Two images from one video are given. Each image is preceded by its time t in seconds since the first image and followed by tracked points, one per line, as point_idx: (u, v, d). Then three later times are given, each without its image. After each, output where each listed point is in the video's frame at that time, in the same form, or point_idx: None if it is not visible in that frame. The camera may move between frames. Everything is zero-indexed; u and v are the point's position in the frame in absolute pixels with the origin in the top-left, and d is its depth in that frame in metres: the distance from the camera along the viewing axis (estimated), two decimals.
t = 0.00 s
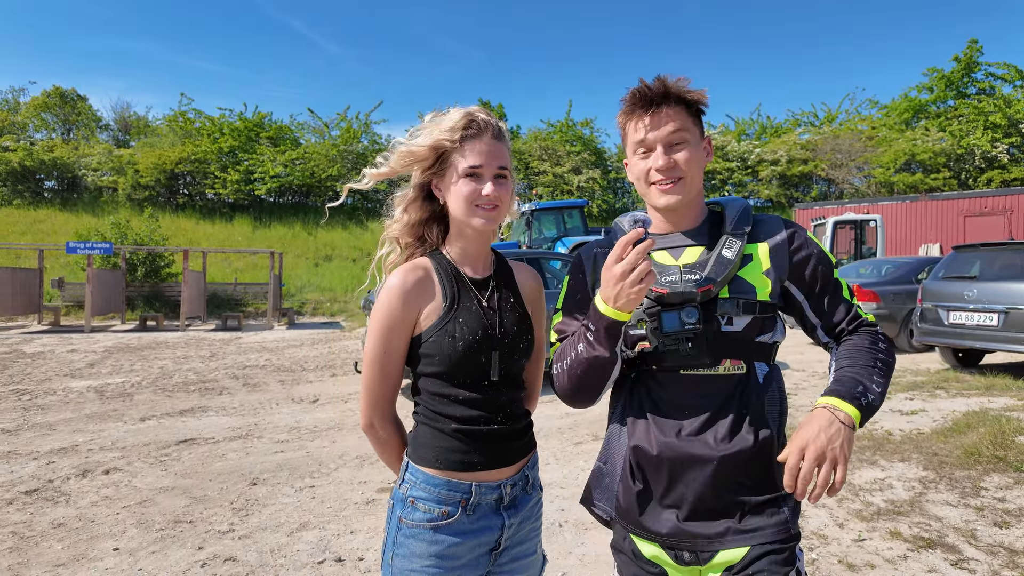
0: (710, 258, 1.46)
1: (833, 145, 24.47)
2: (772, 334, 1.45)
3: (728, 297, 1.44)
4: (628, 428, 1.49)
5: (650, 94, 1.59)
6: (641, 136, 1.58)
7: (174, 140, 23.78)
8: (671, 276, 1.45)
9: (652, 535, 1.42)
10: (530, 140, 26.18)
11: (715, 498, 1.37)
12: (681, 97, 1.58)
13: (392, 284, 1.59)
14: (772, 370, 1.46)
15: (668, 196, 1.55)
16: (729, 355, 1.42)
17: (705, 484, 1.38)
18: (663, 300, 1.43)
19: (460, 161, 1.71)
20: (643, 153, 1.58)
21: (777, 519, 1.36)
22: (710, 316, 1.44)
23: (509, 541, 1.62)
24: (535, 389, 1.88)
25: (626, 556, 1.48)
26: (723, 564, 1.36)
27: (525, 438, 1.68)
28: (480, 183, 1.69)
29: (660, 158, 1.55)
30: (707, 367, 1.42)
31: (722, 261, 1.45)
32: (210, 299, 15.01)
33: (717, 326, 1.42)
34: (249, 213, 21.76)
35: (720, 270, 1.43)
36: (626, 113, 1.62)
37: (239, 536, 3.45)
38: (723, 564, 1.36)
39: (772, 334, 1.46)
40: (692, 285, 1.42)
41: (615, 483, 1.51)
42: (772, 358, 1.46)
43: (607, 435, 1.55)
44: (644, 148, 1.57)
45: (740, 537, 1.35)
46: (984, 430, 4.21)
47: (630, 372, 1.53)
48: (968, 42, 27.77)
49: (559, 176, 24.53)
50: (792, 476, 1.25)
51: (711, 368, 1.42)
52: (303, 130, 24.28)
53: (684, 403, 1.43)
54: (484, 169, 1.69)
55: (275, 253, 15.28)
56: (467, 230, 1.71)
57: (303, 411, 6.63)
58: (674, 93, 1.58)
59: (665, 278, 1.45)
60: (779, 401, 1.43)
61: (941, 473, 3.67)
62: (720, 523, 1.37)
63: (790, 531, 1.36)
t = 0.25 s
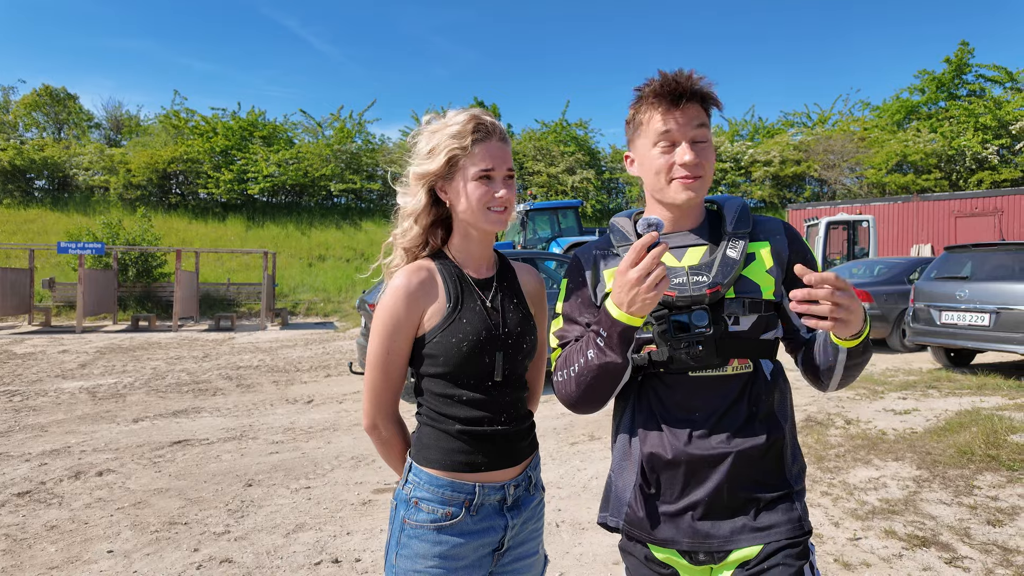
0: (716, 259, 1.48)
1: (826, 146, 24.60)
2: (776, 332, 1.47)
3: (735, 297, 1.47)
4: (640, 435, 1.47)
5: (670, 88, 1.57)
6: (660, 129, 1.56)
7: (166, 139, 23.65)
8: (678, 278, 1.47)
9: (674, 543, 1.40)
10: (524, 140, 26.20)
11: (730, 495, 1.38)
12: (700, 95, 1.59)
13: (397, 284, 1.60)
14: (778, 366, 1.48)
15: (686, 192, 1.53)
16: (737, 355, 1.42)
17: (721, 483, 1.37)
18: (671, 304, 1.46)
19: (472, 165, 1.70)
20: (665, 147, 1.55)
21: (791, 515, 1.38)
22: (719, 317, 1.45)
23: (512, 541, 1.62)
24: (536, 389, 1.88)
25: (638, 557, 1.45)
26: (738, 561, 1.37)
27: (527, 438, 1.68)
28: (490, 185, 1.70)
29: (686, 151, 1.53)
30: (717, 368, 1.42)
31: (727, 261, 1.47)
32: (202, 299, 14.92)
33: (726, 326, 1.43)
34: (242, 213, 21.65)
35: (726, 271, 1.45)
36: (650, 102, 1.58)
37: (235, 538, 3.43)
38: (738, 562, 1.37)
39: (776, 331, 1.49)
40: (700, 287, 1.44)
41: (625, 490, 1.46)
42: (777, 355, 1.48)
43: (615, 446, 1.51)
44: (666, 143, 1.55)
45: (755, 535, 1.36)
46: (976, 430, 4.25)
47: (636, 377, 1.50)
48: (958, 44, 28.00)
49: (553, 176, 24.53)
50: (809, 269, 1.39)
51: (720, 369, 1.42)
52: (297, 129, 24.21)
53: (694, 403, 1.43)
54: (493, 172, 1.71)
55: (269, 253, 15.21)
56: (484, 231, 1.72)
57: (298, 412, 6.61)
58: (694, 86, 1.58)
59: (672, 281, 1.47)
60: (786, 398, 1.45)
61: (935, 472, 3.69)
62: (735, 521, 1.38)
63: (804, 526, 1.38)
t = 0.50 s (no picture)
0: (718, 258, 1.48)
1: (812, 147, 24.85)
2: (777, 330, 1.48)
3: (737, 296, 1.47)
4: (643, 443, 1.46)
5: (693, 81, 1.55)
6: (686, 122, 1.52)
7: (152, 137, 23.39)
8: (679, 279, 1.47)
9: (680, 547, 1.41)
10: (514, 140, 26.23)
11: (737, 499, 1.38)
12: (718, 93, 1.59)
13: (394, 283, 1.60)
14: (778, 365, 1.50)
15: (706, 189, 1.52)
16: (740, 353, 1.43)
17: (728, 488, 1.38)
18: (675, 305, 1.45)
19: (473, 168, 1.69)
20: (689, 142, 1.51)
21: (795, 520, 1.40)
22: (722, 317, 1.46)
23: (509, 540, 1.62)
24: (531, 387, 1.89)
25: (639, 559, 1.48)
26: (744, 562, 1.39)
27: (524, 438, 1.68)
28: (494, 187, 1.71)
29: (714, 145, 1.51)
30: (723, 367, 1.42)
31: (729, 260, 1.47)
32: (188, 299, 14.77)
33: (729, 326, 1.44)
34: (230, 213, 21.48)
35: (728, 271, 1.45)
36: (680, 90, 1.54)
37: (223, 540, 3.40)
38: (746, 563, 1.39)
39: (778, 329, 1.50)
40: (704, 287, 1.44)
41: (630, 495, 1.47)
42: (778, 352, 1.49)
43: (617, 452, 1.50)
44: (691, 138, 1.52)
45: (761, 539, 1.38)
46: (961, 427, 4.31)
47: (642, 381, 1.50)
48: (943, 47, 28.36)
49: (543, 176, 24.55)
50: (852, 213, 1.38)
51: (724, 368, 1.43)
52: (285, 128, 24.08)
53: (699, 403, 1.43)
54: (495, 173, 1.72)
55: (256, 252, 15.10)
56: (486, 232, 1.73)
57: (287, 413, 6.56)
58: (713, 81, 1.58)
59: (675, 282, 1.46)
60: (789, 397, 1.47)
61: (921, 469, 3.74)
62: (741, 524, 1.39)
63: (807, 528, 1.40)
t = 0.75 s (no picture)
0: (725, 253, 1.51)
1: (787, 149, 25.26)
2: (779, 330, 1.52)
3: (743, 291, 1.49)
4: (643, 438, 1.49)
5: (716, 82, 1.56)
6: (701, 120, 1.52)
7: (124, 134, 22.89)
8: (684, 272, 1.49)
9: (676, 550, 1.43)
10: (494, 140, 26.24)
11: (736, 504, 1.41)
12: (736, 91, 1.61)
13: (380, 283, 1.59)
14: (778, 366, 1.52)
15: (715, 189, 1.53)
16: (743, 352, 1.46)
17: (727, 492, 1.40)
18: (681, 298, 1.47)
19: (460, 169, 1.69)
20: (703, 141, 1.53)
21: (793, 529, 1.42)
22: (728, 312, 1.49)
23: (495, 540, 1.63)
24: (517, 387, 1.90)
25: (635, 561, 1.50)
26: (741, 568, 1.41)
27: (511, 438, 1.69)
28: (480, 188, 1.72)
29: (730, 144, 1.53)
30: (726, 365, 1.45)
31: (736, 255, 1.50)
32: (162, 299, 14.48)
33: (734, 322, 1.47)
34: (205, 212, 21.11)
35: (736, 265, 1.48)
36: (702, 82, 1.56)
37: (201, 544, 3.35)
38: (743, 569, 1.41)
39: (779, 330, 1.54)
40: (712, 281, 1.47)
41: (631, 492, 1.50)
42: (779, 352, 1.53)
43: (621, 442, 1.53)
44: (706, 136, 1.53)
45: (758, 547, 1.40)
46: (932, 424, 4.42)
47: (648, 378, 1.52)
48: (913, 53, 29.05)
49: (523, 176, 24.58)
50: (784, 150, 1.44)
51: (728, 366, 1.45)
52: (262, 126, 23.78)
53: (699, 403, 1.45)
54: (481, 174, 1.72)
55: (233, 252, 14.87)
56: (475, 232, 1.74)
57: (265, 414, 6.48)
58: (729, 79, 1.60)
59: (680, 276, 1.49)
60: (788, 398, 1.50)
61: (895, 465, 3.83)
62: (740, 530, 1.41)
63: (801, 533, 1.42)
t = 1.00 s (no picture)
0: (716, 250, 1.52)
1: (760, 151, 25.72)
2: (771, 329, 1.54)
3: (732, 290, 1.51)
4: (631, 432, 1.52)
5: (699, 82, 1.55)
6: (683, 124, 1.54)
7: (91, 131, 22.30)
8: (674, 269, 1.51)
9: (661, 545, 1.48)
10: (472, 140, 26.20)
11: (721, 503, 1.44)
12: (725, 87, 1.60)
13: (362, 283, 1.59)
14: (771, 365, 1.54)
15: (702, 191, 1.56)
16: (732, 352, 1.49)
17: (711, 488, 1.44)
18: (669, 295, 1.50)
19: (441, 170, 1.69)
20: (685, 145, 1.55)
21: (778, 529, 1.44)
22: (717, 311, 1.50)
23: (477, 539, 1.64)
24: (500, 387, 1.91)
25: (623, 556, 1.54)
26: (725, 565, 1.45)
27: (493, 436, 1.70)
28: (460, 189, 1.72)
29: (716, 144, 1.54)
30: (713, 364, 1.48)
31: (727, 253, 1.51)
32: (131, 299, 14.14)
33: (723, 321, 1.49)
34: (176, 210, 20.68)
35: (726, 262, 1.50)
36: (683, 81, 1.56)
37: (176, 548, 3.29)
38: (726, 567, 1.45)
39: (771, 329, 1.55)
40: (700, 278, 1.49)
41: (617, 487, 1.54)
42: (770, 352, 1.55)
43: (611, 437, 1.56)
44: (689, 140, 1.55)
45: (742, 545, 1.43)
46: (900, 420, 4.55)
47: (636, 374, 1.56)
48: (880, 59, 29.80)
49: (501, 176, 24.59)
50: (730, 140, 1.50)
51: (715, 365, 1.48)
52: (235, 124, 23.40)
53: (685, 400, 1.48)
54: (462, 176, 1.72)
55: (205, 252, 14.60)
56: (454, 233, 1.74)
57: (239, 416, 6.38)
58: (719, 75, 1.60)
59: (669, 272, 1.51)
60: (779, 398, 1.52)
61: (864, 460, 3.93)
62: (724, 529, 1.45)
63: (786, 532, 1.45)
